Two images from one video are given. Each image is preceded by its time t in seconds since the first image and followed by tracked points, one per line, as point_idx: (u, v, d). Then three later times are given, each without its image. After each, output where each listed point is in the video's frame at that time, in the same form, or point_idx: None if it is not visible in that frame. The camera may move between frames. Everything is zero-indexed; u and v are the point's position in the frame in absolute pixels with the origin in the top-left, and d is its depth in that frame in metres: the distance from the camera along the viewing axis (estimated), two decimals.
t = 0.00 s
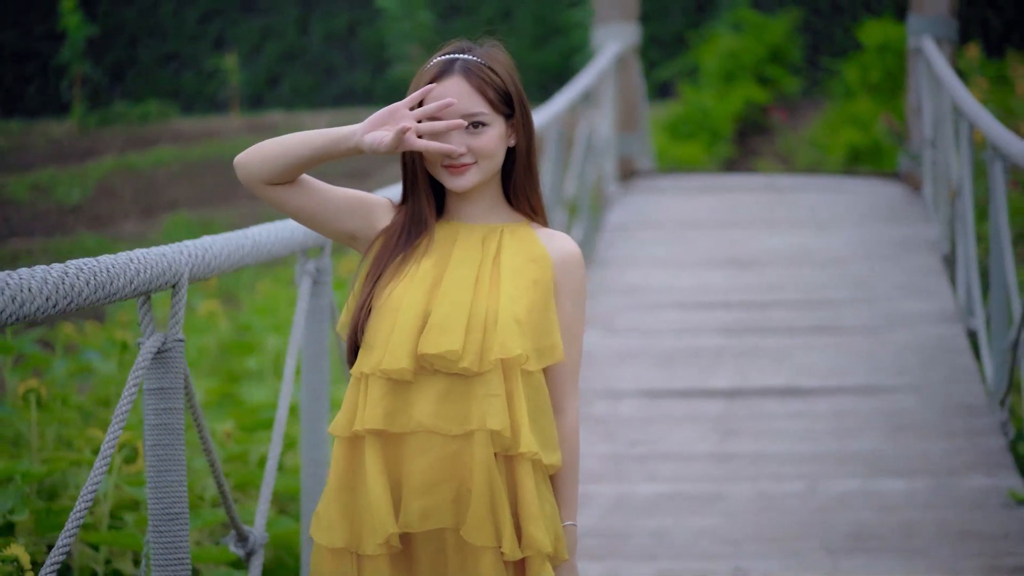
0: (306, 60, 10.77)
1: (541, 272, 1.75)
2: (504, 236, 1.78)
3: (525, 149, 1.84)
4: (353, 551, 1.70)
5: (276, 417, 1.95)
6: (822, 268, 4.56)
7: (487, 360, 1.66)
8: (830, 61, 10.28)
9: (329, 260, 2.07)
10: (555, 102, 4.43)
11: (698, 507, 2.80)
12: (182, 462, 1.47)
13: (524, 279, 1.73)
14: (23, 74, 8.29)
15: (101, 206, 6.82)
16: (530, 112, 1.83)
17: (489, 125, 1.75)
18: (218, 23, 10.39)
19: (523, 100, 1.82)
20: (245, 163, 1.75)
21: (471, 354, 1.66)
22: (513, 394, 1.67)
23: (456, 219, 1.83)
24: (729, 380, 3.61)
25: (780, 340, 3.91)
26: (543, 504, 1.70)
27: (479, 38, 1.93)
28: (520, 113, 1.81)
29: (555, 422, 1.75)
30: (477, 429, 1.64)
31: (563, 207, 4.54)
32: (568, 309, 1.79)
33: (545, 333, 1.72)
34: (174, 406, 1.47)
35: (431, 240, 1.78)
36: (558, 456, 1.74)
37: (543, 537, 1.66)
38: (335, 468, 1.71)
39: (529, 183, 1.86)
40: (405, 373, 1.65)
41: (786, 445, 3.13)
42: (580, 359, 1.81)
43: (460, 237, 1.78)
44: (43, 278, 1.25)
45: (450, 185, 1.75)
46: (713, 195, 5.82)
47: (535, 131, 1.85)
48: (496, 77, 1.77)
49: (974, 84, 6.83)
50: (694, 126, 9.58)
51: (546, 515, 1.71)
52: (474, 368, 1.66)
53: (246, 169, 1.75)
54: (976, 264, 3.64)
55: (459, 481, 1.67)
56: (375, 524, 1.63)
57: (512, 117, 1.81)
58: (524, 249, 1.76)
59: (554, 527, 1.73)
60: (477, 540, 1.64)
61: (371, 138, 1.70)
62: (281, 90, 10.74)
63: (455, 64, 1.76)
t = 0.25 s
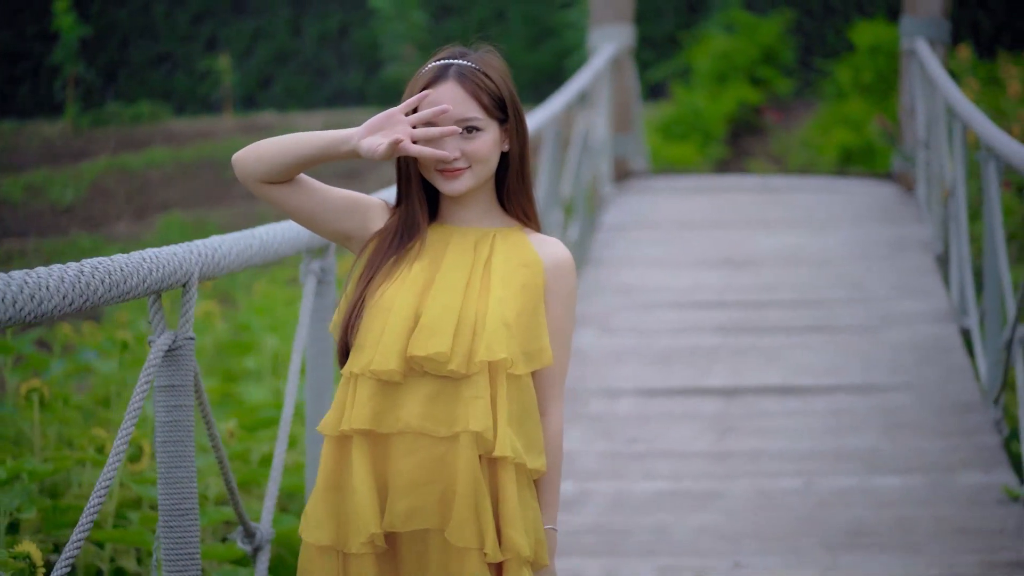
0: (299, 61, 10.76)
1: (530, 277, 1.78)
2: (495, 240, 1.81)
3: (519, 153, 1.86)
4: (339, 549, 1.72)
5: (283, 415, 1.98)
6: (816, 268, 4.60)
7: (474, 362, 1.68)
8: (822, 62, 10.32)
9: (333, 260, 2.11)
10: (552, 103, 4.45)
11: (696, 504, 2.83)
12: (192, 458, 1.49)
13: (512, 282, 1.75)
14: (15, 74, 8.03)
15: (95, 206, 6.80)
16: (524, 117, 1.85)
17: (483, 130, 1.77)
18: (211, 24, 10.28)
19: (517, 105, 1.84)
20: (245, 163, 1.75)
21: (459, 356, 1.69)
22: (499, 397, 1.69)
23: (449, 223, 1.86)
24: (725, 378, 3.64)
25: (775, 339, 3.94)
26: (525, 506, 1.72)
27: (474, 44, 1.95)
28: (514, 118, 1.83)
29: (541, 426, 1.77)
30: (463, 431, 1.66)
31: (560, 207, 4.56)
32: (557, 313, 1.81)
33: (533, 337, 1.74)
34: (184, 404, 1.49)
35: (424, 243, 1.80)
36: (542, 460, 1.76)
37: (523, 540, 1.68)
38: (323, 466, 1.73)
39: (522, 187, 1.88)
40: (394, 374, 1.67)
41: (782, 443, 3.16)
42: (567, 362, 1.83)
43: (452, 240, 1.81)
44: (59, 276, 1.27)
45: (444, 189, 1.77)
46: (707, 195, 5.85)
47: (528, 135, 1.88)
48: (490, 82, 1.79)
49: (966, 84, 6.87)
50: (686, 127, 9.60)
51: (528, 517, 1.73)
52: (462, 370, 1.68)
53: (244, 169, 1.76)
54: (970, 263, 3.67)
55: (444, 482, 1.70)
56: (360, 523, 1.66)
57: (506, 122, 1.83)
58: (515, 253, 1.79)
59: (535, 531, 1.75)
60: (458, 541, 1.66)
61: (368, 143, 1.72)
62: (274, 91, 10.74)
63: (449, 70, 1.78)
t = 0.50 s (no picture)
0: (292, 61, 10.80)
1: (524, 280, 1.78)
2: (489, 244, 1.81)
3: (513, 158, 1.87)
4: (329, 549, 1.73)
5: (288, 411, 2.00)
6: (810, 267, 4.62)
7: (466, 366, 1.69)
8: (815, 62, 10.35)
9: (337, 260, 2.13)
10: (548, 104, 4.47)
11: (694, 502, 2.85)
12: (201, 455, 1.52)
13: (504, 286, 1.76)
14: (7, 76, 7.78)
15: (89, 206, 6.79)
16: (518, 121, 1.86)
17: (477, 135, 1.78)
18: (205, 24, 10.20)
19: (511, 110, 1.84)
20: (242, 164, 1.76)
21: (452, 359, 1.69)
22: (490, 400, 1.70)
23: (442, 226, 1.86)
24: (721, 377, 3.67)
25: (771, 338, 3.96)
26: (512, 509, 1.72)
27: (467, 50, 1.96)
28: (508, 123, 1.83)
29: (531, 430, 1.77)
30: (452, 433, 1.67)
31: (555, 207, 4.58)
32: (549, 316, 1.82)
33: (526, 341, 1.75)
34: (192, 403, 1.51)
35: (417, 246, 1.81)
36: (531, 464, 1.76)
37: (503, 542, 1.68)
38: (315, 467, 1.74)
39: (515, 192, 1.89)
40: (387, 377, 1.68)
41: (778, 441, 3.18)
42: (559, 365, 1.84)
43: (446, 243, 1.82)
44: (73, 276, 1.29)
45: (437, 193, 1.78)
46: (701, 195, 5.88)
47: (522, 140, 1.88)
48: (484, 87, 1.79)
49: (959, 85, 6.90)
50: (680, 127, 9.61)
51: (514, 520, 1.73)
52: (454, 373, 1.69)
53: (242, 169, 1.76)
54: (964, 263, 3.70)
55: (433, 484, 1.70)
56: (348, 523, 1.66)
57: (500, 127, 1.83)
58: (509, 257, 1.80)
59: (520, 535, 1.75)
60: (445, 542, 1.66)
61: (366, 149, 1.72)
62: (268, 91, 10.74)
63: (444, 75, 1.78)
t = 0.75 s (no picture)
0: (286, 62, 10.72)
1: (519, 281, 1.79)
2: (485, 245, 1.82)
3: (508, 160, 1.88)
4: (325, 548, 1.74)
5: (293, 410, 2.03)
6: (805, 268, 4.65)
7: (463, 366, 1.70)
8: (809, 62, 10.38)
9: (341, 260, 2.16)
10: (546, 105, 4.50)
11: (693, 500, 2.88)
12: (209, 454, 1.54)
13: (500, 287, 1.77)
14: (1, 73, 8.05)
15: (83, 208, 6.80)
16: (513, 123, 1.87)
17: (472, 139, 1.79)
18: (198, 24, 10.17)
19: (505, 111, 1.85)
20: (241, 166, 1.78)
21: (449, 359, 1.70)
22: (486, 400, 1.71)
23: (437, 227, 1.88)
24: (718, 377, 3.69)
25: (769, 337, 3.99)
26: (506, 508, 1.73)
27: (462, 51, 1.96)
28: (503, 125, 1.84)
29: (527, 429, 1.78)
30: (447, 431, 1.68)
31: (553, 207, 4.60)
32: (545, 315, 1.82)
33: (522, 341, 1.76)
34: (201, 401, 1.54)
35: (413, 246, 1.82)
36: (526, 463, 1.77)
37: (495, 540, 1.69)
38: (313, 467, 1.75)
39: (510, 193, 1.90)
40: (385, 377, 1.69)
41: (775, 440, 3.20)
42: (554, 364, 1.84)
43: (443, 244, 1.83)
44: (87, 277, 1.31)
45: (435, 196, 1.79)
46: (697, 195, 5.91)
47: (516, 141, 1.89)
48: (478, 91, 1.80)
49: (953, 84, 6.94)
50: (673, 127, 9.64)
51: (507, 519, 1.74)
52: (451, 373, 1.70)
53: (240, 171, 1.78)
54: (959, 263, 3.72)
55: (429, 482, 1.71)
56: (338, 520, 1.67)
57: (495, 130, 1.84)
58: (506, 258, 1.80)
59: (513, 534, 1.75)
60: (439, 540, 1.67)
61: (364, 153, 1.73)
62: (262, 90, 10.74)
63: (439, 79, 1.78)
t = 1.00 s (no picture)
0: (283, 62, 10.70)
1: (518, 279, 1.80)
2: (484, 244, 1.83)
3: (505, 160, 1.88)
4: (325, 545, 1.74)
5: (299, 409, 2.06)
6: (803, 267, 4.67)
7: (463, 364, 1.71)
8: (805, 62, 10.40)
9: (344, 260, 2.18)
10: (546, 105, 4.52)
11: (693, 498, 2.90)
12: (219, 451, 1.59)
13: (499, 284, 1.78)
14: None
15: (80, 207, 6.80)
16: (510, 123, 1.86)
17: (470, 140, 1.79)
18: (195, 25, 10.09)
19: (502, 111, 1.85)
20: (240, 165, 1.78)
21: (449, 358, 1.71)
22: (486, 397, 1.71)
23: (436, 226, 1.88)
24: (717, 376, 3.71)
25: (766, 337, 4.01)
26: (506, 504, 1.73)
27: (458, 51, 1.96)
28: (500, 125, 1.84)
29: (526, 426, 1.79)
30: (447, 429, 1.68)
31: (552, 207, 4.62)
32: (543, 314, 1.83)
33: (521, 339, 1.77)
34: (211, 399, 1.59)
35: (412, 246, 1.82)
36: (526, 460, 1.77)
37: (497, 537, 1.70)
38: (312, 465, 1.76)
39: (507, 193, 1.90)
40: (385, 376, 1.70)
41: (774, 438, 3.23)
42: (553, 362, 1.85)
43: (442, 243, 1.83)
44: (101, 277, 1.33)
45: (432, 197, 1.79)
46: (694, 195, 5.94)
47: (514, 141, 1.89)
48: (476, 91, 1.80)
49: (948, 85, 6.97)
50: (671, 127, 9.61)
51: (508, 515, 1.74)
52: (451, 371, 1.71)
53: (239, 170, 1.79)
54: (955, 263, 3.75)
55: (428, 480, 1.71)
56: (339, 517, 1.68)
57: (493, 129, 1.84)
58: (504, 257, 1.81)
59: (514, 531, 1.76)
60: (439, 537, 1.67)
61: (365, 156, 1.73)
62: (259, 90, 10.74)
63: (436, 81, 1.78)
